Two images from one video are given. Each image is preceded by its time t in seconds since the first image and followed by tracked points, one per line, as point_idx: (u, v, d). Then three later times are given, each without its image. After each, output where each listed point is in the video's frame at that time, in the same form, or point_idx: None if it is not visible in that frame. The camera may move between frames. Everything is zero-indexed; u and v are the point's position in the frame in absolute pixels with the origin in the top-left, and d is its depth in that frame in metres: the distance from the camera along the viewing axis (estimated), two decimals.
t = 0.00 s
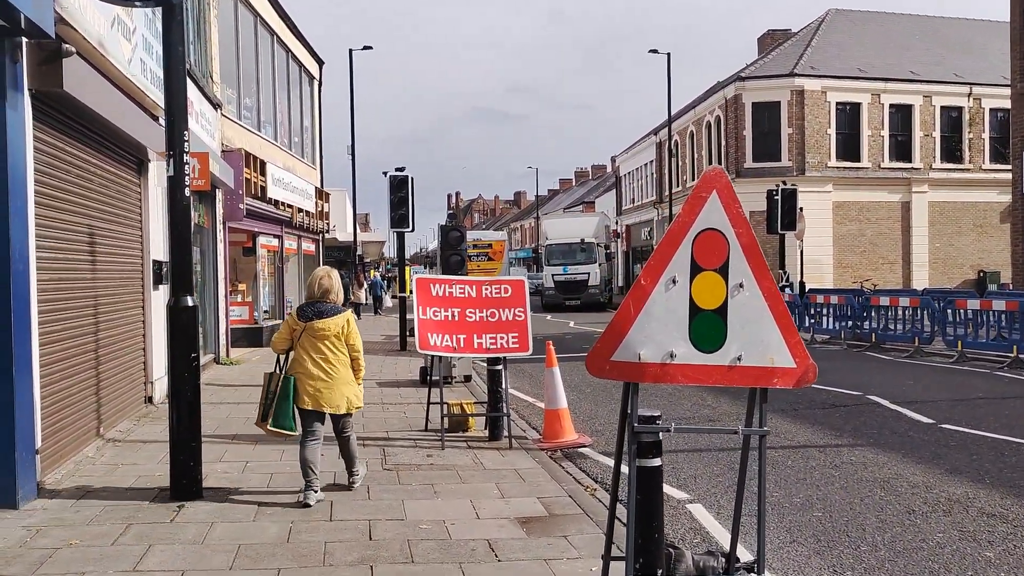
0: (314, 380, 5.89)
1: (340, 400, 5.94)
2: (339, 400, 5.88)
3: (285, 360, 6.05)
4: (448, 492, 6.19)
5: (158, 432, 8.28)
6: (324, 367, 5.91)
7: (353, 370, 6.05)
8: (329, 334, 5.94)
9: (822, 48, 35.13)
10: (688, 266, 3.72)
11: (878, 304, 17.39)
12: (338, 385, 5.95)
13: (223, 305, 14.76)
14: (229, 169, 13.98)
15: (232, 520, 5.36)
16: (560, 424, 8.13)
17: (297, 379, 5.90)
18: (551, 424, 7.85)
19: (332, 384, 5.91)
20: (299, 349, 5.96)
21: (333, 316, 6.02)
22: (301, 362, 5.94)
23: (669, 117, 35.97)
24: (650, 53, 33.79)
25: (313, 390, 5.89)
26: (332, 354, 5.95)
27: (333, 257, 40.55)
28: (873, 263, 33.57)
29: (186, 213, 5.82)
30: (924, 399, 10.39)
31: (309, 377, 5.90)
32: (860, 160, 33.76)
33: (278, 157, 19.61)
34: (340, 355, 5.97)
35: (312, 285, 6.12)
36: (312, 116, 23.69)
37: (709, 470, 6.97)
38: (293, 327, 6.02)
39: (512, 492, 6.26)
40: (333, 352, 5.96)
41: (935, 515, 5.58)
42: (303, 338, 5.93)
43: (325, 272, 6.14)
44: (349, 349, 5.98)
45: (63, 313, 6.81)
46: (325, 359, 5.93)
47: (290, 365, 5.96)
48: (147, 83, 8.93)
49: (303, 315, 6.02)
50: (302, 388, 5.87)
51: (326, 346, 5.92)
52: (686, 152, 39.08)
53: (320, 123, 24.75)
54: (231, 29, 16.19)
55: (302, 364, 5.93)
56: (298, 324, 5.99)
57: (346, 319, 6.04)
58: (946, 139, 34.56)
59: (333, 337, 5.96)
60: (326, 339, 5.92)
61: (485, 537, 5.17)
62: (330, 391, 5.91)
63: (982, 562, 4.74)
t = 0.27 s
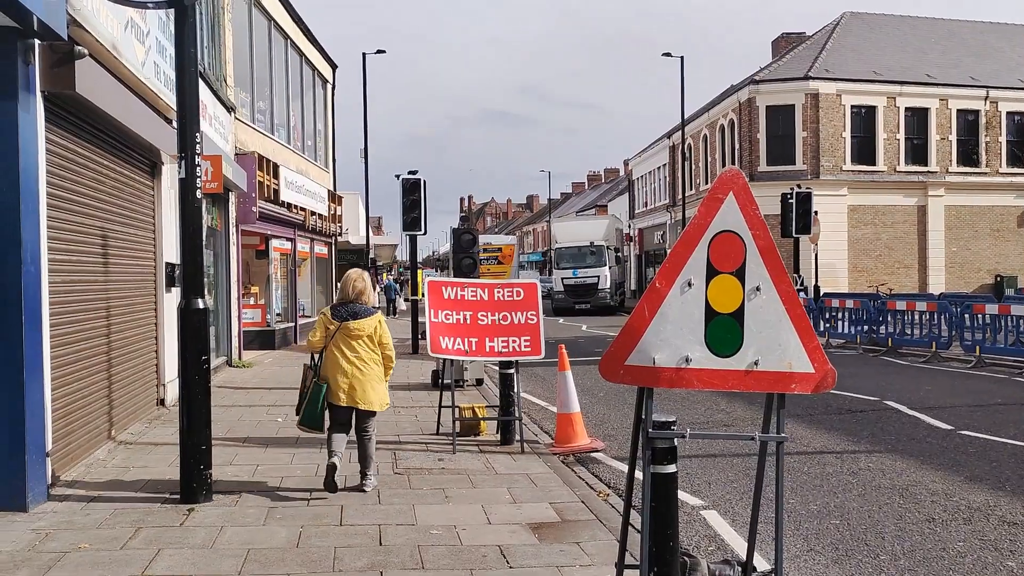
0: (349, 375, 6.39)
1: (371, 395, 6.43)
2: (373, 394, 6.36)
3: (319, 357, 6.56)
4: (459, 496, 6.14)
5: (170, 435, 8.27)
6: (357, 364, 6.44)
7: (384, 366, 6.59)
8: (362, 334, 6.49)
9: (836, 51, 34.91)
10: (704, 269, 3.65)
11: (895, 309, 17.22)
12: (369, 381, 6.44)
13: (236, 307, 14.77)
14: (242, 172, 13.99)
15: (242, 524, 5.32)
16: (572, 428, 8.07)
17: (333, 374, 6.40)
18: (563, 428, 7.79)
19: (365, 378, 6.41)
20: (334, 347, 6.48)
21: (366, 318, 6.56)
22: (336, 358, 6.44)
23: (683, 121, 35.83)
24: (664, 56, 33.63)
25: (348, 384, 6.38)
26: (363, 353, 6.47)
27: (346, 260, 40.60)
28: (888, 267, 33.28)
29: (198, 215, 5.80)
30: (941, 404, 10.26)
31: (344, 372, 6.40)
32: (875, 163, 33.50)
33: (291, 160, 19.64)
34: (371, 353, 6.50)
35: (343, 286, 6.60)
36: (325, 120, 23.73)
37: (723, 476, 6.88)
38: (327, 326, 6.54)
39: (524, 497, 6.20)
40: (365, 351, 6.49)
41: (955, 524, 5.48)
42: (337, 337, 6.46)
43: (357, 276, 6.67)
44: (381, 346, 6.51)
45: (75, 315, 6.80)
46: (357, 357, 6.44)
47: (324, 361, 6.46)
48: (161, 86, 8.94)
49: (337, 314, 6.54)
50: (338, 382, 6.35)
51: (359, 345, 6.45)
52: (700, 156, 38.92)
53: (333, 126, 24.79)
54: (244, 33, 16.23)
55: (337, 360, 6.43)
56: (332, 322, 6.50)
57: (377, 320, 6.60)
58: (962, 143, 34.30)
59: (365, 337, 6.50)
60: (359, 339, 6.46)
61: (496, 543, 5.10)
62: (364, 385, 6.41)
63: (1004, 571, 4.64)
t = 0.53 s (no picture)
0: (369, 375, 6.47)
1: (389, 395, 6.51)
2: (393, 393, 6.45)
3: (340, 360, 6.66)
4: (471, 502, 6.07)
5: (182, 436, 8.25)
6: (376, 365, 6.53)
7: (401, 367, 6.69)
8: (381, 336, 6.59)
9: (854, 53, 34.63)
10: (721, 272, 3.56)
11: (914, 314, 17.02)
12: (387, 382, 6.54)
13: (250, 308, 14.78)
14: (257, 173, 13.99)
15: (252, 528, 5.28)
16: (585, 433, 7.98)
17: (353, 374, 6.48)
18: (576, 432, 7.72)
19: (385, 378, 6.50)
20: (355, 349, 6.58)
21: (385, 320, 6.66)
22: (356, 359, 6.54)
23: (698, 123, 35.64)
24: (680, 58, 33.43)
25: (369, 385, 6.46)
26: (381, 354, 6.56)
27: (360, 262, 40.64)
28: (907, 271, 32.93)
29: (210, 217, 5.75)
30: (962, 411, 10.11)
31: (365, 372, 6.48)
32: (894, 166, 33.19)
33: (306, 162, 19.66)
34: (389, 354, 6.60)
35: (361, 290, 6.69)
36: (340, 121, 23.76)
37: (738, 483, 6.77)
38: (348, 329, 6.65)
39: (537, 502, 6.15)
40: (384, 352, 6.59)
41: (977, 535, 5.35)
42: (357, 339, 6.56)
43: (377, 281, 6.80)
44: (399, 347, 6.62)
45: (87, 317, 6.79)
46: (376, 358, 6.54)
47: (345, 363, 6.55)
48: (175, 87, 8.91)
49: (359, 316, 6.64)
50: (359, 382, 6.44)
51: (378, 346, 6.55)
52: (716, 159, 38.70)
53: (349, 128, 24.80)
54: (260, 35, 16.25)
55: (358, 361, 6.53)
56: (353, 325, 6.60)
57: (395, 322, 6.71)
58: (981, 146, 33.97)
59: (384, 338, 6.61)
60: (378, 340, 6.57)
61: (507, 550, 5.03)
62: (384, 385, 6.50)
63: None
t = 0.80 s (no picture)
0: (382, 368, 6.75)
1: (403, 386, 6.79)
2: (407, 384, 6.73)
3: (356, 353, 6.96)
4: (485, 501, 6.01)
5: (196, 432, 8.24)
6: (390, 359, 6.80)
7: (415, 358, 6.96)
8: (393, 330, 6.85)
9: (874, 51, 34.31)
10: (744, 272, 3.48)
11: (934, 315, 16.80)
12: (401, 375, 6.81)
13: (265, 305, 14.79)
14: (272, 169, 13.98)
15: (266, 526, 5.25)
16: (601, 433, 7.91)
17: (368, 367, 6.77)
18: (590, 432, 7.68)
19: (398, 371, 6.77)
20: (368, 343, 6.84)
21: (397, 314, 6.92)
22: (369, 352, 6.83)
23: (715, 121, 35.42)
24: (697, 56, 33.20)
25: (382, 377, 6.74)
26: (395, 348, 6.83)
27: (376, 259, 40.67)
28: (926, 272, 32.61)
29: (225, 212, 5.72)
30: (984, 414, 9.95)
31: (379, 364, 6.75)
32: (913, 165, 32.85)
33: (321, 158, 19.66)
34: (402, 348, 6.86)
35: (372, 285, 6.96)
36: (356, 118, 23.76)
37: (756, 485, 6.67)
38: (362, 323, 6.93)
39: (552, 503, 6.08)
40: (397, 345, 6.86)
41: (1002, 541, 5.23)
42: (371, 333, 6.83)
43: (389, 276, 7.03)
44: (412, 339, 6.88)
45: (102, 312, 6.77)
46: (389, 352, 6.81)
47: (360, 356, 6.84)
48: (191, 82, 8.90)
49: (371, 311, 6.91)
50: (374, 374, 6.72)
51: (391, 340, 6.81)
52: (733, 157, 38.45)
53: (365, 125, 24.81)
54: (277, 31, 16.25)
55: (371, 354, 6.81)
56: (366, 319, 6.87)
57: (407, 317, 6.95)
58: (1002, 146, 33.59)
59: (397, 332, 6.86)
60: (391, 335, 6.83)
61: (522, 551, 4.97)
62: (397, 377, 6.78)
63: None
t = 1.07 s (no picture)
0: (400, 366, 6.89)
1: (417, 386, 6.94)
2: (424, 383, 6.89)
3: (372, 351, 7.06)
4: (500, 504, 5.94)
5: (208, 432, 8.18)
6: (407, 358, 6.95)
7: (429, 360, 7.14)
8: (412, 330, 7.01)
9: (887, 51, 34.08)
10: (771, 272, 3.39)
11: (949, 316, 16.64)
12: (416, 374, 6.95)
13: (276, 304, 14.76)
14: (283, 168, 13.93)
15: (279, 527, 5.18)
16: (615, 435, 7.81)
17: (386, 364, 6.88)
18: (605, 434, 7.61)
19: (414, 370, 6.93)
20: (386, 341, 7.00)
21: (416, 315, 7.09)
22: (388, 351, 6.95)
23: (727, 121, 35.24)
24: (708, 55, 33.01)
25: (398, 375, 6.88)
26: (412, 348, 6.98)
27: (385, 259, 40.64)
28: (938, 273, 32.39)
29: (238, 210, 5.65)
30: (1003, 417, 9.82)
31: (397, 363, 6.89)
32: (926, 166, 32.60)
33: (332, 157, 19.63)
34: (419, 348, 7.02)
35: (395, 286, 7.11)
36: (366, 117, 23.73)
37: (773, 489, 6.58)
38: (381, 322, 7.06)
39: (567, 505, 6.00)
40: (414, 345, 7.02)
41: None
42: (389, 331, 6.98)
43: (409, 278, 7.22)
44: (429, 342, 7.06)
45: (114, 310, 6.72)
46: (406, 351, 6.96)
47: (377, 354, 6.94)
48: (203, 79, 8.85)
49: (391, 311, 7.07)
50: (392, 372, 6.83)
51: (409, 340, 6.97)
52: (743, 157, 38.25)
53: (375, 124, 24.76)
54: (288, 29, 16.22)
55: (389, 352, 6.93)
56: (386, 318, 7.02)
57: (425, 318, 7.13)
58: (1016, 147, 33.32)
59: (415, 332, 7.03)
60: (410, 334, 6.99)
61: (538, 554, 4.89)
62: (412, 376, 6.93)
63: None
